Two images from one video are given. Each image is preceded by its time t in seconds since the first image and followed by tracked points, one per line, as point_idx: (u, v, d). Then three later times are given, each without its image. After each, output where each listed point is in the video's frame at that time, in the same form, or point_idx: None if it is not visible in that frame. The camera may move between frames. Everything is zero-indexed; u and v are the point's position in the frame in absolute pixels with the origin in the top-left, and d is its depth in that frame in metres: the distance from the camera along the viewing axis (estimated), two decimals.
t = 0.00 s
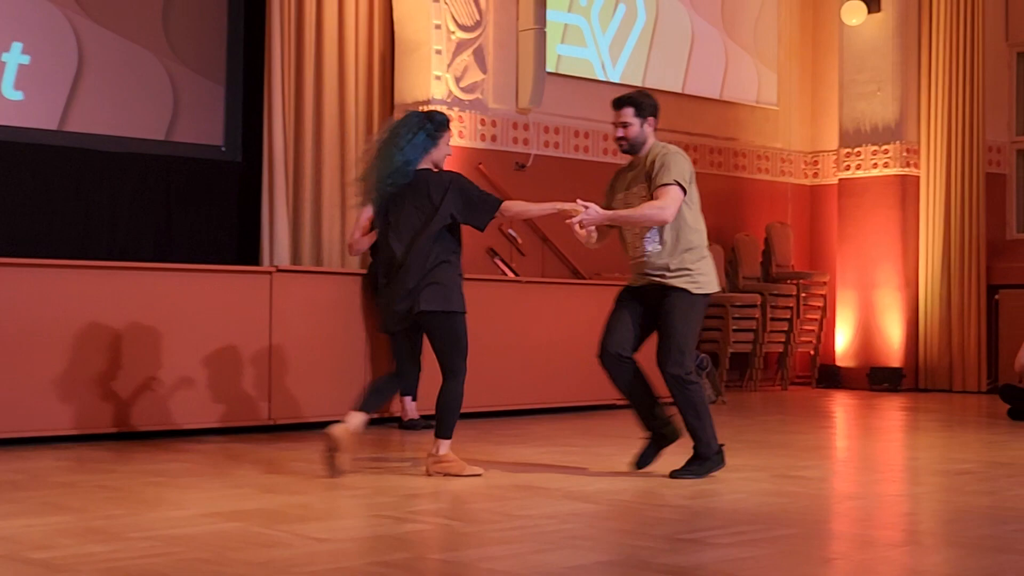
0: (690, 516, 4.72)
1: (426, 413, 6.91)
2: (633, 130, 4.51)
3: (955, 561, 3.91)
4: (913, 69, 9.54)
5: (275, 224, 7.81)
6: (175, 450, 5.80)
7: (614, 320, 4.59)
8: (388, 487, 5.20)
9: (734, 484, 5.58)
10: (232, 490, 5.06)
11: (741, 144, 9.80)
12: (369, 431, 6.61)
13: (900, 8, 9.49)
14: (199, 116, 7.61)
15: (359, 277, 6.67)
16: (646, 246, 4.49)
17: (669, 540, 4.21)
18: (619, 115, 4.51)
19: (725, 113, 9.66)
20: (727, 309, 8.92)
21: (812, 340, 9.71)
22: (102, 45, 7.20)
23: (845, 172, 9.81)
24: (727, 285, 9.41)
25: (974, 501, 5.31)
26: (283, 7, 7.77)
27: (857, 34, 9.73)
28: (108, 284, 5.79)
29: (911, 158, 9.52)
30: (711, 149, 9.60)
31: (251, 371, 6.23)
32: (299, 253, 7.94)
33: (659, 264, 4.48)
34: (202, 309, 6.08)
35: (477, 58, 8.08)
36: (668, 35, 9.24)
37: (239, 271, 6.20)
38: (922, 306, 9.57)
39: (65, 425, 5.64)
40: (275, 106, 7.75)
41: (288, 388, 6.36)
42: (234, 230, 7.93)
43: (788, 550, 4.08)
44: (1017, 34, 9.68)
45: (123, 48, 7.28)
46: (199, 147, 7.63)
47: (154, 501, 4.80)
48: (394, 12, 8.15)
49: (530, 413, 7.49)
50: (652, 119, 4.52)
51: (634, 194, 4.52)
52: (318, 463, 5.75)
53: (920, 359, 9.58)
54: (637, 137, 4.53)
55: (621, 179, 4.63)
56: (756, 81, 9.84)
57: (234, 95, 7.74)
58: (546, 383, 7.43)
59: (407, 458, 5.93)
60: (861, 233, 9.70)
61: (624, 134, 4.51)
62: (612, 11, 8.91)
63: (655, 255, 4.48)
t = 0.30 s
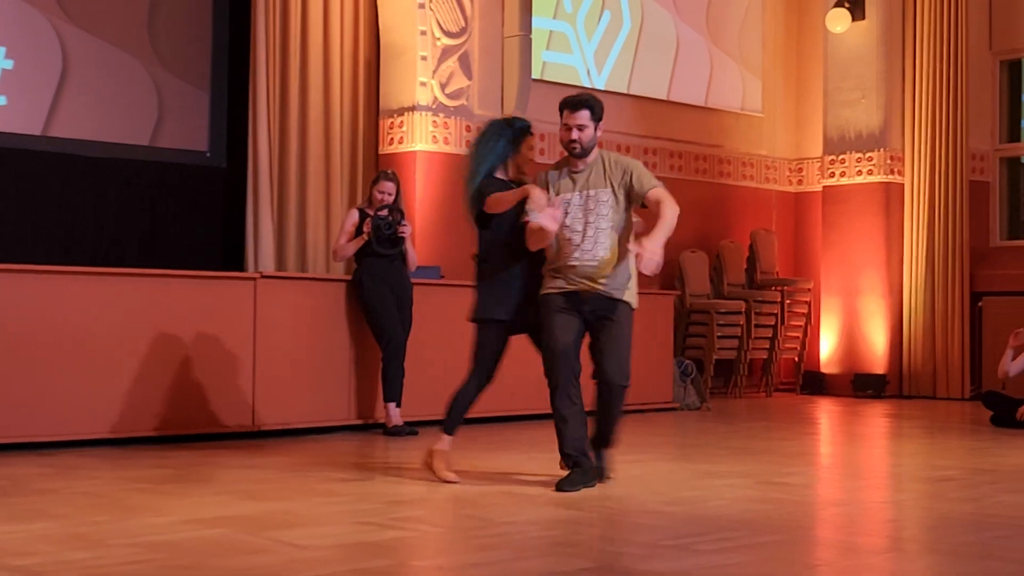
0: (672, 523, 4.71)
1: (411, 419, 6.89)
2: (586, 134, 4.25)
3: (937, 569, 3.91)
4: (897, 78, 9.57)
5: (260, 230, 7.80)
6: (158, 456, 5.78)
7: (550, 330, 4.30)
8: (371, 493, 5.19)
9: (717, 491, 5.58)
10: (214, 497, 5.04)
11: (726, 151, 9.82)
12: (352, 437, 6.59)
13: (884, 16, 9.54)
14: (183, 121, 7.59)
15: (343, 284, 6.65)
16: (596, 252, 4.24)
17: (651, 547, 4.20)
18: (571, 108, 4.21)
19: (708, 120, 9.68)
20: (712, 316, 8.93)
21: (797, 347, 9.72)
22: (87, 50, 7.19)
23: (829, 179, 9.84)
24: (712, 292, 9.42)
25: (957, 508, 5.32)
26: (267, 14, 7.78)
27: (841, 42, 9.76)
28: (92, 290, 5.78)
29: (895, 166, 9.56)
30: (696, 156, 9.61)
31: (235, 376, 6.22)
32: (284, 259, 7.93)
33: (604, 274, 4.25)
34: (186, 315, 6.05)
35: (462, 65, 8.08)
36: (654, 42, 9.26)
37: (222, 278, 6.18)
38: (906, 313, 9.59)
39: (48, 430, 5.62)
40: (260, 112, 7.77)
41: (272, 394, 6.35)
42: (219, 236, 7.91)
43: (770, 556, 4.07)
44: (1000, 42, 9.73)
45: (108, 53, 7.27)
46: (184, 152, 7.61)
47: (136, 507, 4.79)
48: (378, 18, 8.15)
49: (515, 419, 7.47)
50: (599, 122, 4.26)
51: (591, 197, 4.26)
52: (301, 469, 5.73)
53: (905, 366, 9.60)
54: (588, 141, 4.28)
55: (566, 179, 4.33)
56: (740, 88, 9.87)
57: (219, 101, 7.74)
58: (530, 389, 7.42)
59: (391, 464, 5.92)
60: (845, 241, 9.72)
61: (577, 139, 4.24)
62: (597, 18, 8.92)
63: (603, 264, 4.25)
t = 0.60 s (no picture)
0: (661, 527, 4.71)
1: (401, 423, 6.89)
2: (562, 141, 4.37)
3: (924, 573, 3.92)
4: (887, 83, 9.59)
5: (251, 232, 7.79)
6: (147, 459, 5.76)
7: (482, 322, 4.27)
8: (359, 496, 5.18)
9: (705, 495, 5.58)
10: (202, 500, 5.04)
11: (716, 156, 9.84)
12: (342, 441, 6.58)
13: (873, 21, 9.56)
14: (174, 125, 7.58)
15: (332, 287, 6.65)
16: (548, 257, 4.30)
17: (640, 551, 4.20)
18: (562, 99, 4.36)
19: (699, 125, 9.70)
20: (702, 320, 8.94)
21: (786, 351, 9.74)
22: (77, 54, 7.18)
23: (819, 184, 9.86)
24: (702, 296, 9.43)
25: (945, 512, 5.33)
26: (257, 18, 7.78)
27: (830, 47, 9.78)
28: (81, 293, 5.77)
29: (885, 171, 9.58)
30: (686, 161, 9.63)
31: (223, 380, 6.20)
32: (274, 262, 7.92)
33: (551, 281, 4.32)
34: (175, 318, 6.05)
35: (453, 68, 8.08)
36: (644, 47, 9.28)
37: (212, 281, 6.18)
38: (896, 317, 9.60)
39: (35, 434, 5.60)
40: (250, 116, 7.77)
41: (261, 398, 6.34)
42: (209, 240, 7.90)
43: (759, 560, 4.08)
44: (989, 47, 9.76)
45: (99, 56, 7.26)
46: (174, 155, 7.59)
47: (123, 511, 4.77)
48: (368, 21, 8.16)
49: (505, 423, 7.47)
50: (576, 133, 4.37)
51: (550, 203, 4.33)
52: (290, 473, 5.72)
53: (894, 371, 9.61)
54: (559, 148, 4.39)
55: (526, 179, 4.35)
56: (730, 93, 9.89)
57: (209, 105, 7.74)
58: (520, 393, 7.42)
59: (380, 467, 5.92)
60: (835, 245, 9.74)
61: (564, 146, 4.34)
62: (587, 23, 8.93)
63: (551, 271, 4.32)
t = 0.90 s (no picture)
0: (658, 532, 4.71)
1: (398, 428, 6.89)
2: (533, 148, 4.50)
3: None
4: (884, 88, 9.60)
5: (249, 237, 7.80)
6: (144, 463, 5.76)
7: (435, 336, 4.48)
8: (356, 500, 5.18)
9: (702, 500, 5.58)
10: (199, 504, 5.03)
11: (714, 160, 9.85)
12: (340, 445, 6.58)
13: (871, 27, 9.58)
14: (171, 128, 7.60)
15: (330, 292, 6.65)
16: (504, 245, 4.43)
17: (637, 556, 4.20)
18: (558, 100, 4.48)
19: (697, 129, 9.71)
20: (699, 325, 8.94)
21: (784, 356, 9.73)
22: (73, 57, 7.18)
23: (816, 188, 9.87)
24: (700, 301, 9.43)
25: (942, 517, 5.33)
26: (255, 23, 7.79)
27: (828, 52, 9.79)
28: (79, 297, 5.77)
29: (882, 176, 9.58)
30: (684, 165, 9.63)
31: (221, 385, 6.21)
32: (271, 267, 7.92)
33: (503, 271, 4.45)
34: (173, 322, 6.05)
35: (450, 73, 8.07)
36: (641, 52, 9.28)
37: (210, 286, 6.18)
38: (894, 322, 9.61)
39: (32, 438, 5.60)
40: (248, 120, 7.78)
41: (258, 403, 6.34)
42: (207, 243, 7.90)
43: (756, 566, 4.08)
44: (986, 52, 9.78)
45: (96, 58, 7.27)
46: (172, 159, 7.63)
47: (120, 515, 4.78)
48: (366, 25, 8.16)
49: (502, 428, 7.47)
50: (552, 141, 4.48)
51: (518, 195, 4.47)
52: (288, 477, 5.72)
53: (891, 376, 9.61)
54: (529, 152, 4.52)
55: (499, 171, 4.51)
56: (728, 97, 9.90)
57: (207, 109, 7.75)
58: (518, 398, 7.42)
59: (377, 472, 5.91)
60: (833, 250, 9.74)
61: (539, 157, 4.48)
62: (585, 28, 8.95)
63: (505, 259, 4.45)
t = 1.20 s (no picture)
0: (666, 535, 4.70)
1: (404, 430, 6.89)
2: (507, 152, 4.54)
3: None
4: (890, 91, 9.59)
5: (255, 241, 7.82)
6: (151, 465, 5.77)
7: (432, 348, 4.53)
8: (363, 503, 5.18)
9: (708, 503, 5.58)
10: (207, 507, 5.04)
11: (720, 163, 9.85)
12: (346, 447, 6.59)
13: (877, 30, 9.57)
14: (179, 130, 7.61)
15: (337, 294, 6.66)
16: (487, 248, 4.49)
17: (644, 559, 4.20)
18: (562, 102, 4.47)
19: (703, 132, 9.71)
20: (705, 327, 8.95)
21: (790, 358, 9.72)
22: (81, 61, 7.20)
23: (822, 192, 9.86)
24: (705, 304, 9.43)
25: (949, 521, 5.32)
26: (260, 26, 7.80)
27: (835, 55, 9.79)
28: (86, 300, 5.79)
29: (889, 179, 9.57)
30: (690, 168, 9.63)
31: (228, 387, 6.22)
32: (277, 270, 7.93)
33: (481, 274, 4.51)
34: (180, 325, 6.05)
35: (457, 75, 8.05)
36: (647, 55, 9.29)
37: (217, 289, 6.19)
38: (900, 325, 9.60)
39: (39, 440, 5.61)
40: (254, 123, 7.78)
41: (266, 406, 6.35)
42: (213, 246, 7.92)
43: (763, 570, 4.07)
44: (993, 55, 9.77)
45: (102, 61, 7.29)
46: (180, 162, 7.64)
47: (127, 517, 4.78)
48: (372, 28, 8.17)
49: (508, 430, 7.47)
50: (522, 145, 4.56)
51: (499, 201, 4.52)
52: (294, 480, 5.72)
53: (898, 379, 9.61)
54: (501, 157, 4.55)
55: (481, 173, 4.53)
56: (734, 100, 9.90)
57: (213, 112, 7.76)
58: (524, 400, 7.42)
59: (384, 474, 5.91)
60: (839, 252, 9.73)
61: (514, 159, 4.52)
62: (591, 30, 8.95)
63: (487, 260, 4.51)
